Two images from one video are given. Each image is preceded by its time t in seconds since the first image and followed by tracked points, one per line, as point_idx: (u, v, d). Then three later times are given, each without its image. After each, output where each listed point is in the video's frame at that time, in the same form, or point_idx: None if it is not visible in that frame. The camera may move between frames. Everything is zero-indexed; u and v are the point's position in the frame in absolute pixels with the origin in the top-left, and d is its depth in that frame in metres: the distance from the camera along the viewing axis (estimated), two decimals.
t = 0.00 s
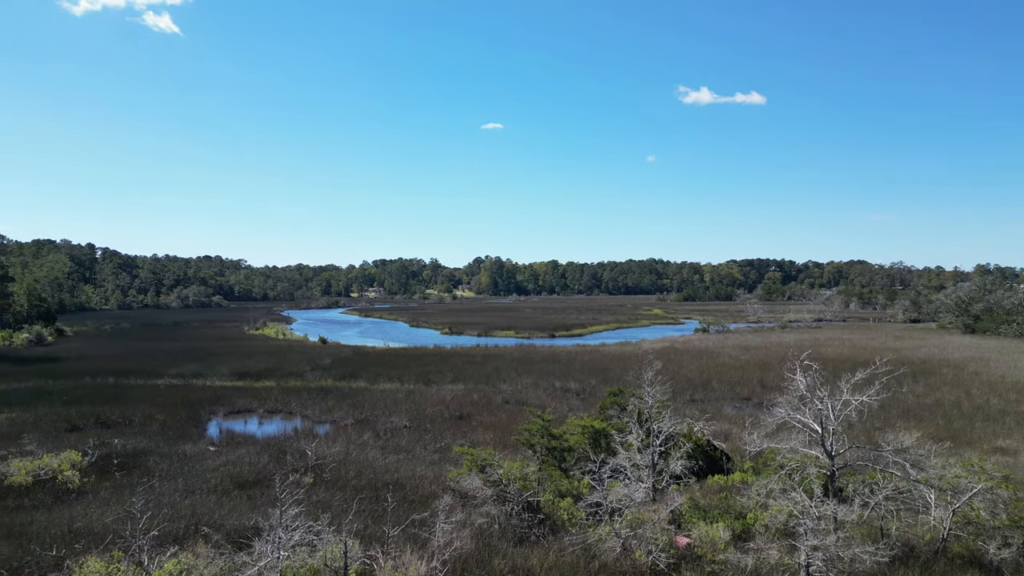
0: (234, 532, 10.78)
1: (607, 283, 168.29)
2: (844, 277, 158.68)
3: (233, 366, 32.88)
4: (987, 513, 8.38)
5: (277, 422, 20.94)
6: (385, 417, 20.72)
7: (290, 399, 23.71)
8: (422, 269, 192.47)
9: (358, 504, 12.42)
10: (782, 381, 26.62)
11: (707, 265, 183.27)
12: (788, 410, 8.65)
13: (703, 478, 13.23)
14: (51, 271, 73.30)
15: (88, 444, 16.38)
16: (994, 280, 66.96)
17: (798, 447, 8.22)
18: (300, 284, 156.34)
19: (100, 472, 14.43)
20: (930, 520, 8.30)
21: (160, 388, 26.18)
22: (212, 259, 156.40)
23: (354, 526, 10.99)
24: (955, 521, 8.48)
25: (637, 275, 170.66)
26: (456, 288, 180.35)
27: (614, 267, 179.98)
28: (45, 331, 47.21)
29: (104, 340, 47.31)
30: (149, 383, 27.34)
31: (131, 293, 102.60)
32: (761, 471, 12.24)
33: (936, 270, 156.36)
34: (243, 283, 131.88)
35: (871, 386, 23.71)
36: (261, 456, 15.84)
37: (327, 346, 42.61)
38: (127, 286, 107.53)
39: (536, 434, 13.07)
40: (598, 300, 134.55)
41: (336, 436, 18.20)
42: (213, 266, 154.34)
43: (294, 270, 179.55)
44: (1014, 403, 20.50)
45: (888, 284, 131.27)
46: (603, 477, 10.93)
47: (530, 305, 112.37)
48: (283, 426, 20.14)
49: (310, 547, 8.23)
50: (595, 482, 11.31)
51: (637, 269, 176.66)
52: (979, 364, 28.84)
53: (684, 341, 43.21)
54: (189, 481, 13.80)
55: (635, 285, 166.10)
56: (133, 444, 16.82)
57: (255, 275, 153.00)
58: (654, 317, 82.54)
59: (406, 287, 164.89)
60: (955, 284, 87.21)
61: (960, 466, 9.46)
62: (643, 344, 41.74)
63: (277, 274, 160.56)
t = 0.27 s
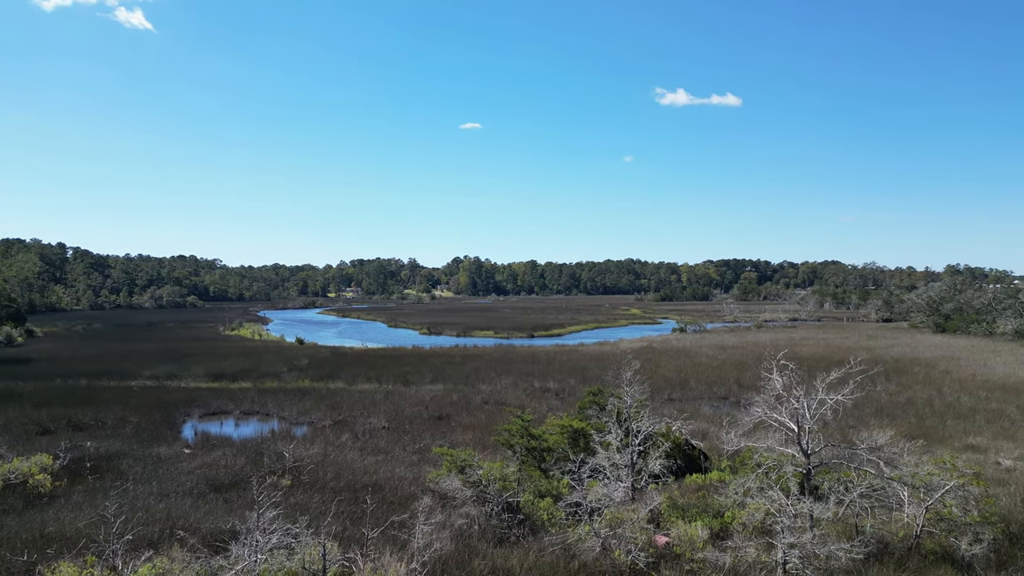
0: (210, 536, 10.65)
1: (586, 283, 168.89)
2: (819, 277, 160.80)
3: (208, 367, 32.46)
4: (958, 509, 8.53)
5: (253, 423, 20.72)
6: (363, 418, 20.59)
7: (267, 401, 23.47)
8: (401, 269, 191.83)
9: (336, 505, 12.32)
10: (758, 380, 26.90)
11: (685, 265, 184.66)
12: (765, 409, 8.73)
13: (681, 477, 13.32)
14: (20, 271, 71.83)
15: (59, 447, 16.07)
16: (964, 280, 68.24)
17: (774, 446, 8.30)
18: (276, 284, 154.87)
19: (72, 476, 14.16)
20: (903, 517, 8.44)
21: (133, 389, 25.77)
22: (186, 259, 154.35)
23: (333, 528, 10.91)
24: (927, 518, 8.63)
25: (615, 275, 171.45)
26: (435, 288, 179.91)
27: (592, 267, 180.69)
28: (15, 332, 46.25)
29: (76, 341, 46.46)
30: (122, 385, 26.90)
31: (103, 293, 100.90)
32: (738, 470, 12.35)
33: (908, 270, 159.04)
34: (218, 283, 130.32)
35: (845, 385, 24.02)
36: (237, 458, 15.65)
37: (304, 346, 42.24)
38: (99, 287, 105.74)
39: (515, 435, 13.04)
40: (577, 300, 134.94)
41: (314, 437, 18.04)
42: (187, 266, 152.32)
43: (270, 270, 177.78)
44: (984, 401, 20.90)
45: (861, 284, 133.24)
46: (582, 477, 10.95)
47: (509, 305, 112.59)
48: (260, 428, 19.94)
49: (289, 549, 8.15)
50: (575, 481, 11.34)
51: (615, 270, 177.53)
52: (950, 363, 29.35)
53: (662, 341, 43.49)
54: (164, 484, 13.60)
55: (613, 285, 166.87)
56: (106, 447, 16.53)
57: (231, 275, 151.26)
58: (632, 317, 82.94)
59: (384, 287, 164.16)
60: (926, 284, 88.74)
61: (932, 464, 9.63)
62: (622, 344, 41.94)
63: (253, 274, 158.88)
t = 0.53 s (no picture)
0: (198, 537, 10.58)
1: (575, 283, 169.11)
2: (806, 278, 161.78)
3: (196, 367, 32.26)
4: (945, 508, 8.61)
5: (242, 424, 20.61)
6: (352, 418, 20.53)
7: (255, 401, 23.35)
8: (390, 270, 191.54)
9: (326, 506, 12.28)
10: (746, 380, 27.04)
11: (673, 265, 185.19)
12: (753, 409, 8.77)
13: (670, 476, 13.36)
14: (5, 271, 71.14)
15: (44, 449, 15.92)
16: (949, 280, 68.83)
17: (763, 445, 8.32)
18: (264, 284, 154.04)
19: (58, 477, 14.03)
20: (890, 516, 8.50)
21: (120, 390, 25.57)
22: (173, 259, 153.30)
23: (322, 529, 10.87)
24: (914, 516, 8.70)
25: (604, 275, 171.79)
26: (424, 288, 179.69)
27: (581, 267, 180.94)
28: None
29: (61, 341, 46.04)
30: (108, 386, 26.67)
31: (88, 293, 99.99)
32: (726, 469, 12.41)
33: (894, 270, 160.33)
34: (205, 283, 129.54)
35: (833, 385, 24.16)
36: (225, 459, 15.56)
37: (292, 347, 42.05)
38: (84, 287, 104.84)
39: (505, 435, 13.03)
40: (565, 300, 135.06)
41: (302, 438, 17.97)
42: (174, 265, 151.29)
43: (258, 270, 176.83)
44: (969, 400, 21.10)
45: (848, 284, 134.18)
46: (571, 477, 10.97)
47: (498, 305, 112.70)
48: (248, 429, 19.85)
49: (278, 551, 8.11)
50: (564, 482, 11.36)
51: (603, 270, 177.87)
52: (936, 362, 29.62)
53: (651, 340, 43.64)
54: (151, 485, 13.50)
55: (601, 285, 167.25)
56: (92, 449, 16.39)
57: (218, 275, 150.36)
58: (621, 317, 83.15)
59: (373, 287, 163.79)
60: (911, 285, 89.54)
61: (919, 462, 9.70)
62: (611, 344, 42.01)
63: (241, 274, 158.03)
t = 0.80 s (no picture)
0: (196, 537, 10.58)
1: (572, 283, 169.12)
2: (803, 278, 161.99)
3: (193, 367, 32.21)
4: (942, 507, 8.64)
5: (239, 424, 20.59)
6: (349, 418, 20.52)
7: (252, 401, 23.33)
8: (387, 269, 191.45)
9: (323, 507, 12.26)
10: (744, 380, 27.08)
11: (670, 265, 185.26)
12: (751, 409, 8.77)
13: (668, 476, 13.37)
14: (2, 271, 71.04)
15: (41, 449, 15.89)
16: (946, 280, 68.86)
17: (761, 444, 8.32)
18: (261, 283, 153.81)
19: (55, 478, 14.00)
20: (888, 515, 8.52)
21: (117, 390, 25.53)
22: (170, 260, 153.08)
23: (320, 529, 10.87)
24: (912, 516, 8.72)
25: (602, 275, 171.85)
26: (421, 288, 179.71)
27: (579, 267, 180.98)
28: None
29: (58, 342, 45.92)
30: (105, 386, 26.61)
31: (85, 293, 99.76)
32: (724, 469, 12.42)
33: (891, 270, 160.60)
34: (203, 283, 129.38)
35: (830, 385, 24.17)
36: (222, 460, 15.54)
37: (290, 347, 41.99)
38: (81, 287, 104.67)
39: (503, 435, 13.02)
40: (563, 300, 135.08)
41: (300, 438, 17.95)
42: (171, 266, 151.03)
43: (255, 269, 176.63)
44: (966, 400, 21.12)
45: (845, 284, 134.35)
46: (569, 477, 10.98)
47: (496, 305, 112.73)
48: (246, 429, 19.86)
49: (274, 551, 8.09)
50: (562, 481, 11.36)
51: (601, 270, 177.91)
52: (933, 363, 29.68)
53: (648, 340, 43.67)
54: (149, 485, 13.49)
55: (599, 285, 167.31)
56: (89, 449, 16.37)
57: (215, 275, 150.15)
58: (619, 317, 83.18)
59: (370, 287, 163.72)
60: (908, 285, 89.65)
61: (916, 462, 9.72)
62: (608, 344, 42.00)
63: (238, 274, 157.88)
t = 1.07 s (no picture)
0: (196, 538, 10.59)
1: (572, 283, 169.15)
2: (803, 278, 162.06)
3: (193, 367, 32.23)
4: (942, 508, 8.64)
5: (239, 425, 20.60)
6: (350, 419, 20.53)
7: (253, 401, 23.34)
8: (387, 270, 191.52)
9: (323, 507, 12.26)
10: (744, 380, 27.10)
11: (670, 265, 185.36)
12: (750, 409, 8.77)
13: (669, 476, 13.37)
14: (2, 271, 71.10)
15: (42, 449, 15.91)
16: (947, 280, 68.84)
17: (760, 445, 8.32)
18: (261, 283, 153.88)
19: (55, 478, 14.02)
20: (888, 515, 8.53)
21: (117, 390, 25.55)
22: (170, 260, 153.13)
23: (321, 529, 10.89)
24: (912, 516, 8.73)
25: (601, 275, 171.91)
26: (422, 288, 179.87)
27: (579, 267, 181.08)
28: None
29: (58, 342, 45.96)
30: (105, 386, 26.62)
31: (85, 294, 99.73)
32: (724, 469, 12.43)
33: (890, 270, 160.68)
34: (203, 283, 129.44)
35: (830, 386, 24.19)
36: (223, 460, 15.55)
37: (290, 347, 42.01)
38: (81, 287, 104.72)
39: (503, 435, 13.02)
40: (563, 300, 135.11)
41: (300, 438, 17.96)
42: (171, 266, 151.08)
43: (255, 269, 176.62)
44: (966, 400, 21.12)
45: (845, 284, 134.40)
46: (570, 477, 10.99)
47: (496, 305, 112.80)
48: (246, 429, 19.89)
49: (275, 552, 8.09)
50: (562, 482, 11.37)
51: (601, 270, 177.96)
52: (933, 363, 29.70)
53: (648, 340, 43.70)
54: (149, 485, 13.49)
55: (599, 285, 167.38)
56: (90, 449, 16.38)
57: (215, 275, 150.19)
58: (619, 317, 83.22)
59: (370, 287, 163.78)
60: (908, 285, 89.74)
61: (916, 462, 9.72)
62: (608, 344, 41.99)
63: (238, 274, 157.91)
